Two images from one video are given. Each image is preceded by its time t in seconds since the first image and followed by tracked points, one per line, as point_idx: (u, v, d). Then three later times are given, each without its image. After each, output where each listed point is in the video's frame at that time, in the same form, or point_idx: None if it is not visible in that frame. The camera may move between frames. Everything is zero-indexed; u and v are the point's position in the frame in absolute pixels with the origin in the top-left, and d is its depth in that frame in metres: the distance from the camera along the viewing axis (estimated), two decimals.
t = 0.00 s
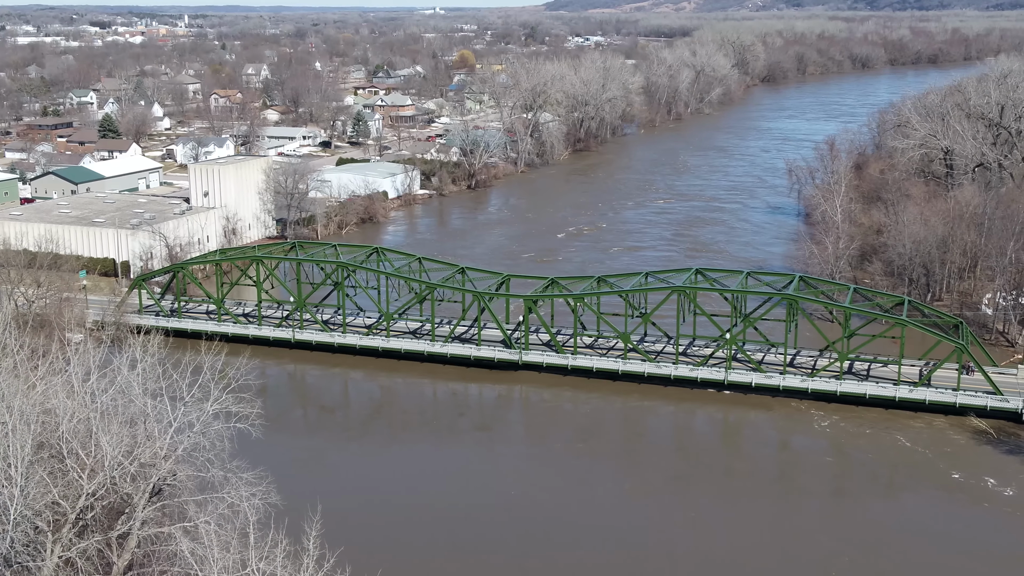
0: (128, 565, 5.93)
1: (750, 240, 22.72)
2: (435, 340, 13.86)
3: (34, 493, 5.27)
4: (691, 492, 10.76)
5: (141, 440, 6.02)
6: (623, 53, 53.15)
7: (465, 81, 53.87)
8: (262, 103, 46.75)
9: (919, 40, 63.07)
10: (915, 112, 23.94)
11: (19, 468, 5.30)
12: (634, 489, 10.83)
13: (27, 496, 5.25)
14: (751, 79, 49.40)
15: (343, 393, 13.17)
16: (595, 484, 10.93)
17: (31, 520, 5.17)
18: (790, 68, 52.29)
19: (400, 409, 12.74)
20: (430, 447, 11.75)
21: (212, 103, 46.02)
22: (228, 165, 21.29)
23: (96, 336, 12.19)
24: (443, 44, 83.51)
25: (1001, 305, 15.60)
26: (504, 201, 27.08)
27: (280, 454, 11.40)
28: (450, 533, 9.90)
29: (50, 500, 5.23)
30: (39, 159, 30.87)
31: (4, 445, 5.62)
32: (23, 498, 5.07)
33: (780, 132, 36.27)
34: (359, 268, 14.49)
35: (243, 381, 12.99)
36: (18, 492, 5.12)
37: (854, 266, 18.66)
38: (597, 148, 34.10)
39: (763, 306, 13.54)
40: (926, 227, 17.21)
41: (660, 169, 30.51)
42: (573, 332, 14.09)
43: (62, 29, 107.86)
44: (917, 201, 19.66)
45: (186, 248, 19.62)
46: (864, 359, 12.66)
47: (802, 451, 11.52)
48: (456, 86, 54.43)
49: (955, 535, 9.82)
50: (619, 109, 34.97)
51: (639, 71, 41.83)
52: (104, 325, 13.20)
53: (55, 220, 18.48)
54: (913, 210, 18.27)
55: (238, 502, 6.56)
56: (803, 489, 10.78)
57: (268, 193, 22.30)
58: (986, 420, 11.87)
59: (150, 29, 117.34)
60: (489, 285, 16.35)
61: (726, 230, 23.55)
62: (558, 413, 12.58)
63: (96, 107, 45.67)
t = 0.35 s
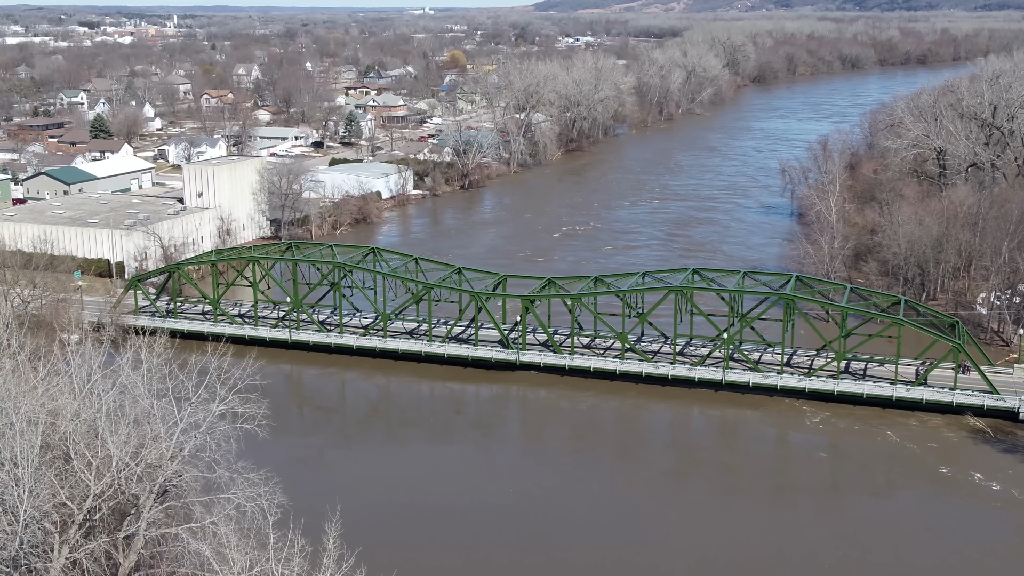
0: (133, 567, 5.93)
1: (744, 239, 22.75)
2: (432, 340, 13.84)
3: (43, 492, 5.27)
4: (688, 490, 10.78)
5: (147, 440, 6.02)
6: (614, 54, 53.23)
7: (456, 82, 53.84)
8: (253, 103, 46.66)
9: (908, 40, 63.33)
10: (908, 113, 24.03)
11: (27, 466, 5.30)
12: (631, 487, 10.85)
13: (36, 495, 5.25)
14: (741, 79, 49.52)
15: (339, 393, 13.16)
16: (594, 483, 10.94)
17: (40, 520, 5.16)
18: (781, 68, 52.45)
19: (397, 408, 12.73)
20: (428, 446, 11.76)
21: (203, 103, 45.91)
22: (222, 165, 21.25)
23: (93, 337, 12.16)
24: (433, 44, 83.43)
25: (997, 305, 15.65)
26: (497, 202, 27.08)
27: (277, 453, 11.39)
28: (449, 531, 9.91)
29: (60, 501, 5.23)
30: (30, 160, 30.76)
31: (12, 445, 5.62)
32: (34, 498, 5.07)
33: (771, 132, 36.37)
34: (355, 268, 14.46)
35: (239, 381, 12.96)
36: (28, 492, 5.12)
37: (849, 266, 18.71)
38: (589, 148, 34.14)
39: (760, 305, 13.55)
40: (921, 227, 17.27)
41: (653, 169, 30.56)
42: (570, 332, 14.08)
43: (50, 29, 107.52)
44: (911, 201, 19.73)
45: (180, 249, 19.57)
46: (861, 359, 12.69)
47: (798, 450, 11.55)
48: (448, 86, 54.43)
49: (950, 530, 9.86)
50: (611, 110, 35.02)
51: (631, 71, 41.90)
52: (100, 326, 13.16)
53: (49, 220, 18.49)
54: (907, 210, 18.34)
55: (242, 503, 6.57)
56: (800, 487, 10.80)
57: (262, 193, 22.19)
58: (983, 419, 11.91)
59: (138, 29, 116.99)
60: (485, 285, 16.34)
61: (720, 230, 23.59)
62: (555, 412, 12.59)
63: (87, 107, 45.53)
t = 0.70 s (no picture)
0: (140, 568, 5.89)
1: (738, 239, 22.79)
2: (429, 340, 13.82)
3: (53, 491, 5.24)
4: (686, 488, 10.81)
5: (155, 439, 5.99)
6: (605, 54, 53.28)
7: (447, 82, 53.80)
8: (244, 103, 46.54)
9: (898, 40, 63.55)
10: (901, 112, 24.09)
11: (36, 465, 5.27)
12: (629, 486, 10.87)
13: (45, 494, 5.21)
14: (732, 79, 49.60)
15: (336, 393, 13.15)
16: (594, 483, 10.94)
17: (49, 520, 5.13)
18: (771, 68, 52.56)
19: (395, 409, 12.71)
20: (426, 446, 11.75)
21: (195, 103, 45.76)
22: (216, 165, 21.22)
23: (90, 338, 12.10)
24: (423, 43, 83.32)
25: (991, 303, 15.70)
26: (491, 201, 27.07)
27: (274, 453, 11.37)
28: (448, 531, 9.91)
29: (68, 500, 5.20)
30: (21, 160, 30.62)
31: (19, 445, 5.59)
32: (44, 498, 5.04)
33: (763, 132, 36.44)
34: (352, 268, 14.43)
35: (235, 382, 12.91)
36: (37, 492, 5.08)
37: (844, 266, 18.75)
38: (582, 148, 34.17)
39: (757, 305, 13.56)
40: (916, 227, 17.32)
41: (646, 169, 30.59)
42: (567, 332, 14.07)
43: (37, 29, 107.13)
44: (905, 200, 19.78)
45: (175, 249, 19.53)
46: (858, 357, 12.71)
47: (795, 448, 11.57)
48: (439, 86, 54.40)
49: (947, 528, 9.90)
50: (604, 109, 35.04)
51: (622, 71, 41.93)
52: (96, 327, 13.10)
53: (44, 220, 18.51)
54: (902, 210, 18.39)
55: (248, 503, 6.55)
56: (797, 485, 10.83)
57: (257, 193, 22.17)
58: (980, 418, 11.94)
59: (127, 28, 116.65)
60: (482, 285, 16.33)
61: (714, 229, 23.63)
62: (552, 411, 12.60)
63: (77, 107, 45.34)
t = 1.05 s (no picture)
0: (148, 566, 5.91)
1: (734, 238, 22.83)
2: (428, 340, 13.80)
3: (64, 490, 5.25)
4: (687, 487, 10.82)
5: (164, 439, 5.99)
6: (598, 54, 53.30)
7: (440, 82, 53.76)
8: (236, 103, 46.43)
9: (888, 40, 63.70)
10: (895, 113, 24.16)
11: (47, 466, 5.28)
12: (629, 485, 10.88)
13: (56, 494, 5.23)
14: (724, 79, 49.68)
15: (335, 392, 13.13)
16: (595, 482, 10.93)
17: (59, 520, 5.13)
18: (763, 68, 52.64)
19: (394, 409, 12.69)
20: (425, 446, 11.73)
21: (187, 103, 45.65)
22: (212, 165, 21.20)
23: (90, 339, 12.07)
24: (415, 43, 83.27)
25: (988, 303, 15.76)
26: (485, 201, 27.07)
27: (274, 453, 11.34)
28: (450, 530, 9.90)
29: (78, 500, 5.21)
30: (14, 160, 30.52)
31: (28, 445, 5.59)
32: (54, 497, 5.05)
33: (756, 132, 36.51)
34: (350, 268, 14.42)
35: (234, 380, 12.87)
36: (48, 493, 5.10)
37: (841, 265, 18.79)
38: (575, 148, 34.19)
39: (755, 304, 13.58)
40: (912, 227, 17.36)
41: (640, 169, 30.61)
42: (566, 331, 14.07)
43: (26, 28, 106.91)
44: (901, 200, 19.83)
45: (171, 249, 19.49)
46: (856, 357, 12.73)
47: (793, 447, 11.59)
48: (432, 85, 54.36)
49: (946, 526, 9.94)
50: (598, 109, 35.06)
51: (615, 71, 41.96)
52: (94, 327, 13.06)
53: (40, 220, 18.45)
54: (898, 210, 18.43)
55: (255, 502, 6.56)
56: (796, 484, 10.85)
57: (252, 193, 22.14)
58: (978, 417, 11.98)
59: (117, 28, 116.45)
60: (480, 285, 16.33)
61: (710, 229, 23.66)
62: (551, 411, 12.61)
63: (69, 107, 45.19)
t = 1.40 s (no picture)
0: (161, 567, 5.90)
1: (730, 237, 22.85)
2: (427, 340, 13.80)
3: (75, 490, 5.23)
4: (687, 486, 10.81)
5: (172, 439, 5.99)
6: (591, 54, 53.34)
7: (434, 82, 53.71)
8: (230, 103, 46.32)
9: (880, 40, 63.86)
10: (890, 113, 24.21)
11: (61, 466, 5.27)
12: (629, 484, 10.87)
13: (70, 494, 5.22)
14: (717, 79, 49.74)
15: (333, 392, 13.09)
16: (595, 482, 10.92)
17: (70, 521, 5.12)
18: (755, 68, 52.72)
19: (393, 409, 12.66)
20: (425, 446, 11.71)
21: (180, 103, 45.56)
22: (208, 165, 21.17)
23: (90, 339, 12.04)
24: (407, 43, 83.19)
25: (985, 302, 15.82)
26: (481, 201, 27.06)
27: (273, 454, 11.29)
28: (452, 531, 9.86)
29: (89, 500, 5.19)
30: (8, 160, 30.42)
31: (37, 446, 5.58)
32: (66, 497, 5.04)
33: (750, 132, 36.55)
34: (348, 268, 14.41)
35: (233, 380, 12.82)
36: (61, 492, 5.08)
37: (838, 265, 18.83)
38: (570, 148, 34.20)
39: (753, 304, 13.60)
40: (909, 226, 17.40)
41: (635, 168, 30.63)
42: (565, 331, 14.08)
43: (16, 27, 106.61)
44: (897, 199, 19.88)
45: (168, 250, 19.46)
46: (856, 356, 12.76)
47: (793, 446, 11.59)
48: (425, 85, 54.34)
49: (946, 524, 9.97)
50: (592, 109, 35.08)
51: (609, 71, 41.99)
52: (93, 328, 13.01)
53: (37, 220, 18.41)
54: (894, 209, 18.47)
55: (263, 501, 6.55)
56: (796, 483, 10.85)
57: (249, 193, 22.12)
58: (977, 416, 12.01)
59: (108, 28, 116.18)
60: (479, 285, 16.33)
61: (706, 228, 23.68)
62: (549, 411, 12.59)
63: (62, 108, 45.06)
